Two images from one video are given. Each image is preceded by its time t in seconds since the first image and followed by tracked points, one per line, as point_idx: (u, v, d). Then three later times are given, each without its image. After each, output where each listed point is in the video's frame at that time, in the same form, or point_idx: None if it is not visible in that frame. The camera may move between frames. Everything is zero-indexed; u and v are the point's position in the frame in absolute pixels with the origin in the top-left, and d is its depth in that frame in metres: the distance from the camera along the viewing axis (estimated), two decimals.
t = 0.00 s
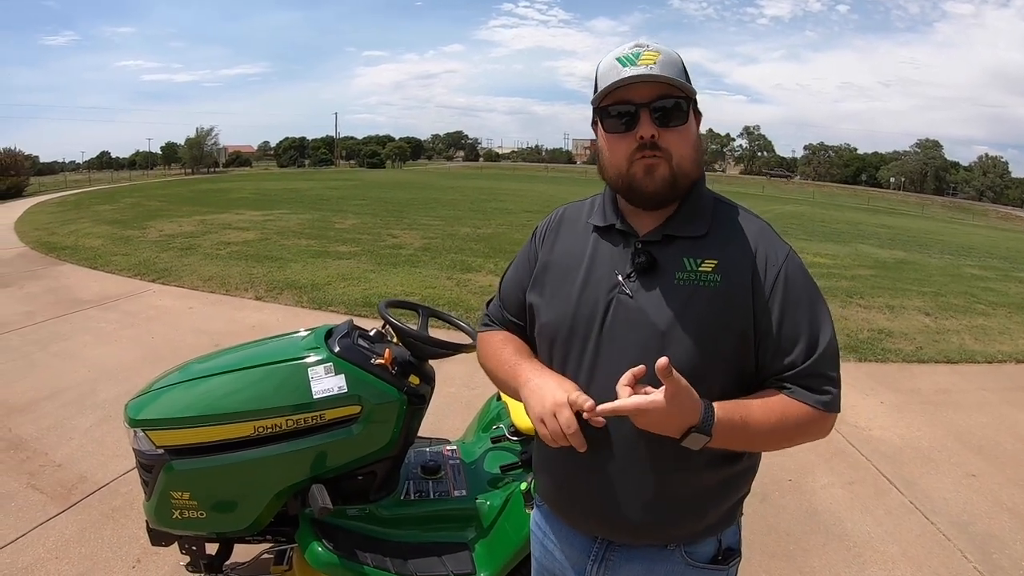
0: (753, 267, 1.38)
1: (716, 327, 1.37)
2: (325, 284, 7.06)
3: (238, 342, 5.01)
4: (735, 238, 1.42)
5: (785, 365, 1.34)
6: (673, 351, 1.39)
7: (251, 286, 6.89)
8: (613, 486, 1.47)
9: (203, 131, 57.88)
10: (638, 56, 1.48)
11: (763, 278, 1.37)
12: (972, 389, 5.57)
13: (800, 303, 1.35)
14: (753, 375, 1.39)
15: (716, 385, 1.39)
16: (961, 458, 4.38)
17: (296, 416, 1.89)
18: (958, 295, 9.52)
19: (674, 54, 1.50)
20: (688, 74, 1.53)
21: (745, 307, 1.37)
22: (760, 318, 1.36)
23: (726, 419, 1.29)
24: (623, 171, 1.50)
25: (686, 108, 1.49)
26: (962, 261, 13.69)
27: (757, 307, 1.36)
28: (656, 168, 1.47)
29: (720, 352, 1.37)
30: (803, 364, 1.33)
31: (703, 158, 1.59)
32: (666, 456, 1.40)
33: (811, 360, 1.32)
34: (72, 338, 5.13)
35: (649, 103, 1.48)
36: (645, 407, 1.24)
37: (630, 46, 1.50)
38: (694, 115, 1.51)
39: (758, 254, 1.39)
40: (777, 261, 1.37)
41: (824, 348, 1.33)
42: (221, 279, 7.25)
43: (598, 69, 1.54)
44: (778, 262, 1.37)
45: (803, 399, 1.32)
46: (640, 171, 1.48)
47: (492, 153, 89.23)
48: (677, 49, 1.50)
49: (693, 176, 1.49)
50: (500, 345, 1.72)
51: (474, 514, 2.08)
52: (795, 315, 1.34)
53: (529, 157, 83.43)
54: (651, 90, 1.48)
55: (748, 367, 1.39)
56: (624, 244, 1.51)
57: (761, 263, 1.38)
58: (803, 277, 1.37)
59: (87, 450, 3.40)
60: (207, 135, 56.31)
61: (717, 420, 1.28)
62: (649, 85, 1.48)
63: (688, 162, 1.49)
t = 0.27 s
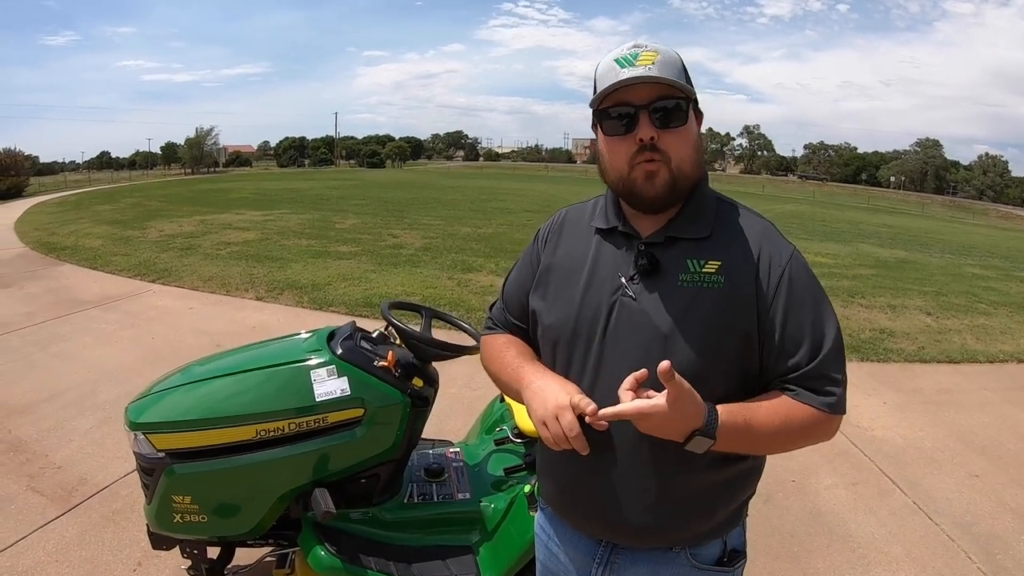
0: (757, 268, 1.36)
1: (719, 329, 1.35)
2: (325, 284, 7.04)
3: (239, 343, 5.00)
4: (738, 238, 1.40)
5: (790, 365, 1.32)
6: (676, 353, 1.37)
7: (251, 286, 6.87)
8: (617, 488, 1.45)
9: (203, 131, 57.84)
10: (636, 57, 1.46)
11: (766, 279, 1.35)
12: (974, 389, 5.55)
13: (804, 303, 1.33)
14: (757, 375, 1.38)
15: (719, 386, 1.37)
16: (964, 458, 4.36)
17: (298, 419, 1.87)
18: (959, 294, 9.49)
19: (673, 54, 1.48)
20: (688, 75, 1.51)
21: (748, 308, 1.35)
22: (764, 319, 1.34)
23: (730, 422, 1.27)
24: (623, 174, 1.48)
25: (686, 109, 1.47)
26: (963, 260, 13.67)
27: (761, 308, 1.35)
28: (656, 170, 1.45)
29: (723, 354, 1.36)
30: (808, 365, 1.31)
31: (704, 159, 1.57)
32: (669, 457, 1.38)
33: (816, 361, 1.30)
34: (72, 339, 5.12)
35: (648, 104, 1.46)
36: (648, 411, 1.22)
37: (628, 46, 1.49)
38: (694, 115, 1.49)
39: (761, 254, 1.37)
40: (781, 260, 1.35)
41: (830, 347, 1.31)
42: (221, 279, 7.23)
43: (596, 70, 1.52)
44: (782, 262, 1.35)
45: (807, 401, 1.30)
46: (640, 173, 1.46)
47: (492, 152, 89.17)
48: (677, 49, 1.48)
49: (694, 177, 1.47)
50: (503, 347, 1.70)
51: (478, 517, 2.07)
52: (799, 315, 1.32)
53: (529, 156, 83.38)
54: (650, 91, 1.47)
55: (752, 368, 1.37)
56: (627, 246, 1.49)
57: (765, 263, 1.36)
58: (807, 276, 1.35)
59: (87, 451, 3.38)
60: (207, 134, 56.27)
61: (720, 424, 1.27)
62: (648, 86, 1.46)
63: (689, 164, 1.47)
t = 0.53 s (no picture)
0: (760, 267, 1.34)
1: (722, 329, 1.33)
2: (324, 284, 7.02)
3: (237, 344, 4.97)
4: (741, 237, 1.38)
5: (796, 365, 1.30)
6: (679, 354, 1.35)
7: (250, 286, 6.85)
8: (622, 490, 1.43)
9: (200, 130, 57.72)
10: (637, 57, 1.44)
11: (770, 277, 1.33)
12: (974, 388, 5.54)
13: (810, 302, 1.30)
14: (762, 376, 1.35)
15: (723, 387, 1.35)
16: (965, 458, 4.35)
17: (298, 422, 1.86)
18: (957, 293, 9.49)
19: (674, 54, 1.45)
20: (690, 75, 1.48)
21: (751, 307, 1.33)
22: (768, 318, 1.32)
23: (741, 427, 1.25)
24: (625, 178, 1.46)
25: (688, 110, 1.44)
26: (961, 258, 13.67)
27: (765, 308, 1.33)
28: (657, 174, 1.43)
29: (726, 354, 1.34)
30: (814, 365, 1.29)
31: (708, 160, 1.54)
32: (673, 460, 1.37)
33: (822, 360, 1.28)
34: (69, 339, 5.09)
35: (649, 106, 1.44)
36: (657, 424, 1.19)
37: (629, 47, 1.46)
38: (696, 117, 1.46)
39: (765, 252, 1.35)
40: (785, 258, 1.33)
41: (836, 347, 1.29)
42: (220, 279, 7.21)
43: (598, 72, 1.50)
44: (786, 261, 1.33)
45: (814, 402, 1.28)
46: (641, 177, 1.44)
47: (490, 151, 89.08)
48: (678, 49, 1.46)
49: (696, 180, 1.45)
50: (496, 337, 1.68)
51: (480, 519, 2.05)
52: (804, 314, 1.30)
53: (528, 155, 83.35)
54: (650, 93, 1.44)
55: (757, 368, 1.35)
56: (629, 247, 1.48)
57: (768, 261, 1.34)
58: (812, 274, 1.33)
59: (85, 453, 3.36)
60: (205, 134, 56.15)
61: (732, 430, 1.24)
62: (649, 88, 1.44)
63: (691, 167, 1.44)
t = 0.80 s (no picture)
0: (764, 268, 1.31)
1: (724, 330, 1.30)
2: (322, 283, 7.00)
3: (236, 343, 4.95)
4: (743, 237, 1.35)
5: (797, 369, 1.26)
6: (680, 354, 1.33)
7: (248, 285, 6.82)
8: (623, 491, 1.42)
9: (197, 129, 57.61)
10: (618, 64, 1.41)
11: (773, 278, 1.30)
12: (973, 387, 5.54)
13: (813, 304, 1.27)
14: (765, 379, 1.32)
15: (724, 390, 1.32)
16: (965, 456, 4.34)
17: (299, 423, 1.84)
18: (955, 292, 9.50)
19: (657, 56, 1.39)
20: (680, 73, 1.41)
21: (754, 308, 1.30)
22: (770, 320, 1.29)
23: (739, 432, 1.21)
24: (612, 187, 1.47)
25: (672, 117, 1.39)
26: (959, 257, 13.67)
27: (767, 309, 1.29)
28: (640, 184, 1.42)
29: (728, 356, 1.31)
30: (816, 368, 1.24)
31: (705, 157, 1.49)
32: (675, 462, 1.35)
33: (825, 365, 1.24)
34: (66, 339, 5.06)
35: (631, 116, 1.41)
36: (653, 427, 1.17)
37: (612, 51, 1.43)
38: (685, 124, 1.41)
39: (768, 253, 1.32)
40: (789, 259, 1.30)
41: (840, 350, 1.25)
42: (217, 278, 7.18)
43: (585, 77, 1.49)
44: (790, 261, 1.30)
45: (816, 407, 1.24)
46: (625, 188, 1.44)
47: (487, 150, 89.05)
48: (663, 50, 1.39)
49: (684, 187, 1.42)
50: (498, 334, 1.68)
51: (482, 520, 2.04)
52: (806, 317, 1.26)
53: (525, 154, 83.36)
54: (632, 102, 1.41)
55: (760, 371, 1.31)
56: (630, 246, 1.46)
57: (772, 262, 1.31)
58: (816, 276, 1.29)
59: (83, 454, 3.34)
60: (201, 132, 56.02)
61: (728, 434, 1.21)
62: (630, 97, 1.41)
63: (678, 176, 1.41)
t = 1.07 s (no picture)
0: (757, 271, 1.27)
1: (717, 335, 1.28)
2: (321, 281, 6.98)
3: (235, 342, 4.94)
4: (737, 239, 1.31)
5: (795, 375, 1.22)
6: (674, 360, 1.32)
7: (247, 284, 6.80)
8: (620, 494, 1.42)
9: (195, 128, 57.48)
10: (558, 106, 1.40)
11: (767, 280, 1.26)
12: (973, 386, 5.54)
13: (811, 306, 1.22)
14: (764, 383, 1.29)
15: (723, 395, 1.30)
16: (965, 455, 4.34)
17: (299, 424, 1.83)
18: (954, 290, 9.50)
19: (589, 87, 1.34)
20: (621, 94, 1.32)
21: (747, 313, 1.26)
22: (765, 323, 1.25)
23: (722, 441, 1.22)
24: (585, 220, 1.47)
25: (614, 150, 1.32)
26: (957, 256, 13.68)
27: (762, 314, 1.25)
28: (600, 220, 1.40)
29: (724, 362, 1.28)
30: (814, 374, 1.21)
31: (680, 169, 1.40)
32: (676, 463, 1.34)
33: (823, 370, 1.20)
34: (65, 339, 5.05)
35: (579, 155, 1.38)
36: (628, 438, 1.19)
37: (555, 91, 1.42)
38: (631, 149, 1.33)
39: (762, 254, 1.28)
40: (785, 260, 1.25)
41: (840, 355, 1.20)
42: (216, 277, 7.16)
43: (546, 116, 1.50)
44: (785, 264, 1.25)
45: (813, 415, 1.21)
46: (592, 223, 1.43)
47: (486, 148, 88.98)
48: (592, 80, 1.33)
49: (647, 213, 1.36)
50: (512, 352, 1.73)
51: (483, 520, 2.04)
52: (802, 320, 1.22)
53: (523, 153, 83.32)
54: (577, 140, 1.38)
55: (759, 375, 1.28)
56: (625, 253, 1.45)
57: (767, 264, 1.27)
58: (815, 277, 1.24)
59: (82, 454, 3.33)
60: (200, 131, 55.91)
61: (711, 442, 1.21)
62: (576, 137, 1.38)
63: (636, 205, 1.36)
